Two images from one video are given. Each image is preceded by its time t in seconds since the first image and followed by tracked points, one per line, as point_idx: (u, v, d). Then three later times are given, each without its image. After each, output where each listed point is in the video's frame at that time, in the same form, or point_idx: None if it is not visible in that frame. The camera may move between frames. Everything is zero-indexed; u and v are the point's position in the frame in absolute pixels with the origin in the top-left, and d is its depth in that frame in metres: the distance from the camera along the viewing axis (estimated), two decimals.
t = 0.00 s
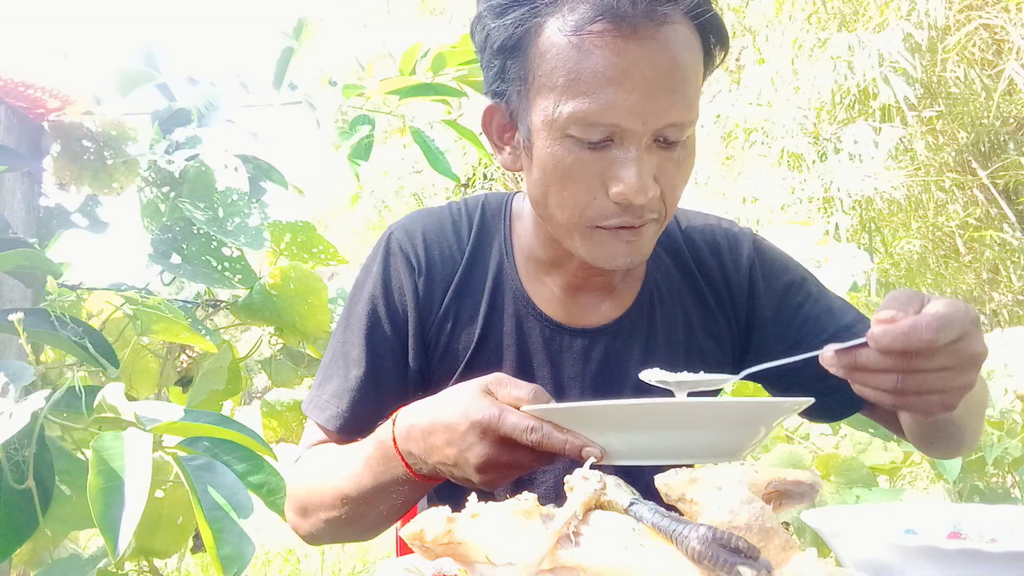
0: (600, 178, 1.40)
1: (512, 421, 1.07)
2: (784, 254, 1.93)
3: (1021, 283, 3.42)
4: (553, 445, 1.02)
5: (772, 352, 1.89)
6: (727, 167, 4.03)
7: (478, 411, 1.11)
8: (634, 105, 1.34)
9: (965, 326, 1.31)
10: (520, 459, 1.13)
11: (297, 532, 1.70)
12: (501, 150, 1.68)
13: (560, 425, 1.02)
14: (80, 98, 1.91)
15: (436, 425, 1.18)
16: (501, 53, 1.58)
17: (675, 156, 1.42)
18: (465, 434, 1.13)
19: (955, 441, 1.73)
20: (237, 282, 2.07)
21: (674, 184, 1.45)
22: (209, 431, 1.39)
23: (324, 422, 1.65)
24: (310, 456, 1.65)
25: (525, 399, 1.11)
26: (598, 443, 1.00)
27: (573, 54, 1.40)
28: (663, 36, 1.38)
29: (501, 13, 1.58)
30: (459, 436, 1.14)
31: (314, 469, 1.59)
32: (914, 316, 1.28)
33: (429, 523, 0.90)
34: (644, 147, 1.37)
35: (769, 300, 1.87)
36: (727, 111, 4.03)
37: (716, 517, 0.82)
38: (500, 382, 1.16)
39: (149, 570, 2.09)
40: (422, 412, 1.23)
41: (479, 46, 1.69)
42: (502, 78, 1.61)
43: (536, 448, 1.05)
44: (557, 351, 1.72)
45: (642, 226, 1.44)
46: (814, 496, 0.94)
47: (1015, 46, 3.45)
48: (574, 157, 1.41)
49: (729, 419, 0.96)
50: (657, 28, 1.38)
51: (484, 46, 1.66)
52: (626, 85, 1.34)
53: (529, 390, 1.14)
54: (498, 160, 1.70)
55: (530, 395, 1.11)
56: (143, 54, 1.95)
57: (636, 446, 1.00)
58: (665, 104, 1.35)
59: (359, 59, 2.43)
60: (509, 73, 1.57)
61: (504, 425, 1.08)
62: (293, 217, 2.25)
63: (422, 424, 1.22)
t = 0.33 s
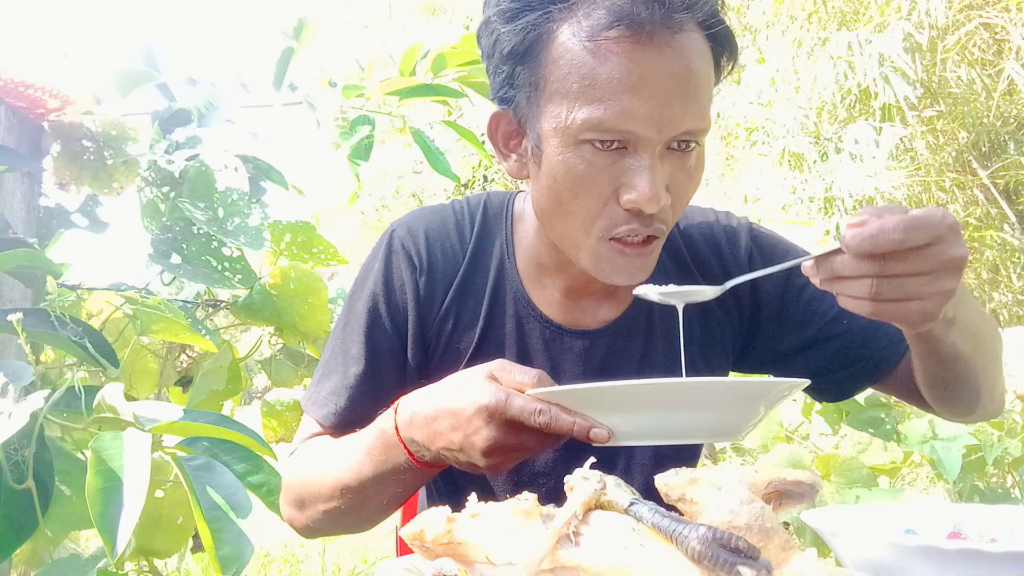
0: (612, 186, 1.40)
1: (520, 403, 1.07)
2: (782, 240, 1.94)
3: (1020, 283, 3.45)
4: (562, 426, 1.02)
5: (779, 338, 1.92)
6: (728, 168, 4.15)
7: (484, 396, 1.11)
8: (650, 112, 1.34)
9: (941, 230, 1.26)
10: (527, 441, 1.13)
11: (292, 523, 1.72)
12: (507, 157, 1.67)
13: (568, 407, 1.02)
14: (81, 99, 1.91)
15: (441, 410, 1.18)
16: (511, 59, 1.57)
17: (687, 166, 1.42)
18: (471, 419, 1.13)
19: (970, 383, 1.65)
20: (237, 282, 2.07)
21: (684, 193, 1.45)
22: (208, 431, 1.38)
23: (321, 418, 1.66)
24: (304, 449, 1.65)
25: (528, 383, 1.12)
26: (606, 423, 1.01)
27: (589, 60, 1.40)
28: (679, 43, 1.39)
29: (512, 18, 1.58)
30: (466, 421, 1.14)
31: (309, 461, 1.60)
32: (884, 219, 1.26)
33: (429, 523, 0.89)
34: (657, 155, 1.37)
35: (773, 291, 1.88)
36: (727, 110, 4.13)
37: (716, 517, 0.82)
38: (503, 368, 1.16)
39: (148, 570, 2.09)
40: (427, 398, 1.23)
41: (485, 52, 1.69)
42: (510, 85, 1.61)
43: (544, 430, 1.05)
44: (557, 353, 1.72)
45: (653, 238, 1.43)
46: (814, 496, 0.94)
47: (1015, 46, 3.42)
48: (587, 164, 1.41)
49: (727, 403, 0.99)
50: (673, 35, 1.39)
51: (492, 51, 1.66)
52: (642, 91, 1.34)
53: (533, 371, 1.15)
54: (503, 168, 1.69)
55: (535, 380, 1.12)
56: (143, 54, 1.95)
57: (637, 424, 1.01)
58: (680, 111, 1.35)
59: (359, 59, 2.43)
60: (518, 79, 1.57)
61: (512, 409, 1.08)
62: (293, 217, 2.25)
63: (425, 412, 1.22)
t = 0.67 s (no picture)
0: (622, 190, 1.40)
1: (523, 399, 1.06)
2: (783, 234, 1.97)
3: (1020, 283, 3.45)
4: (565, 422, 1.01)
5: (784, 329, 1.91)
6: (729, 168, 4.08)
7: (486, 392, 1.10)
8: (661, 114, 1.34)
9: (884, 171, 1.30)
10: (528, 438, 1.12)
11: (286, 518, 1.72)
12: (511, 163, 1.68)
13: (572, 402, 1.01)
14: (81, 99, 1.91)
15: (442, 407, 1.18)
16: (518, 62, 1.57)
17: (695, 170, 1.43)
18: (474, 415, 1.12)
19: (970, 350, 1.64)
20: (237, 282, 2.07)
21: (691, 197, 1.46)
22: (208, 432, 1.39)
23: (317, 416, 1.66)
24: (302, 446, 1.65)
25: (530, 379, 1.13)
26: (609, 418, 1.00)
27: (599, 62, 1.40)
28: (689, 45, 1.39)
29: (519, 19, 1.56)
30: (467, 416, 1.14)
31: (307, 457, 1.61)
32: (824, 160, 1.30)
33: (429, 524, 0.90)
34: (668, 158, 1.37)
35: (775, 285, 1.89)
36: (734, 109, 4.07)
37: (716, 518, 0.83)
38: (504, 364, 1.17)
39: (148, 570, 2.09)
40: (427, 395, 1.24)
41: (491, 55, 1.68)
42: (517, 87, 1.60)
43: (547, 426, 1.03)
44: (557, 353, 1.72)
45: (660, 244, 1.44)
46: (814, 496, 0.94)
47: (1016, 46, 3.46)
48: (597, 167, 1.41)
49: (722, 395, 0.98)
50: (683, 37, 1.39)
51: (498, 54, 1.65)
52: (653, 93, 1.34)
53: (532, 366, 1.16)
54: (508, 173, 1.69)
55: (536, 376, 1.13)
56: (143, 54, 1.95)
57: (639, 419, 1.01)
58: (692, 114, 1.36)
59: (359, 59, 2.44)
60: (525, 82, 1.57)
61: (514, 405, 1.07)
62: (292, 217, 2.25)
63: (426, 409, 1.23)
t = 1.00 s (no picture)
0: (609, 189, 1.40)
1: (511, 402, 1.07)
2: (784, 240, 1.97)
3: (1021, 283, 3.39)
4: (552, 426, 1.02)
5: (782, 339, 1.91)
6: (730, 169, 4.15)
7: (475, 396, 1.11)
8: (646, 111, 1.34)
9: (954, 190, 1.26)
10: (519, 441, 1.12)
11: (288, 520, 1.73)
12: (504, 162, 1.69)
13: (559, 404, 1.02)
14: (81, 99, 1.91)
15: (434, 411, 1.19)
16: (507, 62, 1.57)
17: (685, 167, 1.42)
18: (463, 419, 1.13)
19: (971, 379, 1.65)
20: (237, 282, 2.07)
21: (682, 195, 1.45)
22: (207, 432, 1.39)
23: (317, 418, 1.67)
24: (302, 448, 1.66)
25: (520, 382, 1.13)
26: (599, 421, 1.00)
27: (584, 60, 1.40)
28: (675, 41, 1.39)
29: (507, 19, 1.56)
30: (457, 420, 1.14)
31: (306, 459, 1.61)
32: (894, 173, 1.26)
33: (429, 523, 0.90)
34: (655, 155, 1.37)
35: (774, 293, 1.89)
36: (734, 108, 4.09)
37: (716, 517, 0.83)
38: (495, 368, 1.17)
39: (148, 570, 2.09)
40: (419, 398, 1.24)
41: (482, 55, 1.69)
42: (507, 87, 1.60)
43: (534, 429, 1.04)
44: (555, 353, 1.72)
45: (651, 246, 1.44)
46: (814, 495, 0.95)
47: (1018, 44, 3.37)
48: (584, 167, 1.41)
49: (728, 393, 0.97)
50: (670, 33, 1.39)
51: (489, 55, 1.65)
52: (638, 89, 1.34)
53: (523, 369, 1.16)
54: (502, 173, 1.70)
55: (527, 379, 1.13)
56: (143, 53, 1.94)
57: (631, 422, 1.01)
58: (678, 110, 1.36)
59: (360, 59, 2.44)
60: (514, 81, 1.57)
61: (503, 408, 1.07)
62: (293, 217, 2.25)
63: (420, 415, 1.23)
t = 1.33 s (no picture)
0: (589, 201, 1.41)
1: (501, 445, 1.08)
2: (784, 263, 1.94)
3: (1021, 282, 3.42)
4: (541, 472, 1.03)
5: (771, 355, 1.90)
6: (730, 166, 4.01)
7: (468, 435, 1.12)
8: (621, 129, 1.34)
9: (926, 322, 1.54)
10: (512, 481, 1.11)
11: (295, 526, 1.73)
12: (497, 161, 1.68)
13: (548, 450, 1.03)
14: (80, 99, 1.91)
15: (428, 445, 1.19)
16: (493, 68, 1.57)
17: (666, 177, 1.42)
18: (455, 456, 1.14)
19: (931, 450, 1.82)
20: (237, 282, 2.07)
21: (667, 204, 1.45)
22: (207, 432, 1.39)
23: (324, 424, 1.67)
24: (312, 455, 1.66)
25: (516, 420, 1.11)
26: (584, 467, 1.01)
27: (562, 76, 1.40)
28: (655, 56, 1.38)
29: (493, 27, 1.57)
30: (450, 458, 1.15)
31: (313, 470, 1.62)
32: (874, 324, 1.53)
33: (429, 523, 0.90)
34: (634, 169, 1.37)
35: (772, 312, 1.88)
36: (737, 106, 4.08)
37: (716, 517, 0.82)
38: (491, 404, 1.17)
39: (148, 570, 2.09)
40: (415, 430, 1.24)
41: (472, 58, 1.69)
42: (494, 93, 1.61)
43: (524, 473, 1.05)
44: (558, 353, 1.73)
45: (633, 248, 1.47)
46: (813, 496, 0.95)
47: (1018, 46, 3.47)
48: (563, 179, 1.42)
49: (727, 450, 0.98)
50: (650, 48, 1.38)
51: (478, 59, 1.65)
52: (613, 107, 1.34)
53: (520, 405, 1.14)
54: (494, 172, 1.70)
55: (522, 417, 1.11)
56: (142, 52, 1.94)
57: (626, 472, 1.00)
58: (654, 127, 1.35)
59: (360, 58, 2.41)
60: (500, 88, 1.57)
61: (492, 451, 1.09)
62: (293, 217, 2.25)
63: (417, 442, 1.22)
